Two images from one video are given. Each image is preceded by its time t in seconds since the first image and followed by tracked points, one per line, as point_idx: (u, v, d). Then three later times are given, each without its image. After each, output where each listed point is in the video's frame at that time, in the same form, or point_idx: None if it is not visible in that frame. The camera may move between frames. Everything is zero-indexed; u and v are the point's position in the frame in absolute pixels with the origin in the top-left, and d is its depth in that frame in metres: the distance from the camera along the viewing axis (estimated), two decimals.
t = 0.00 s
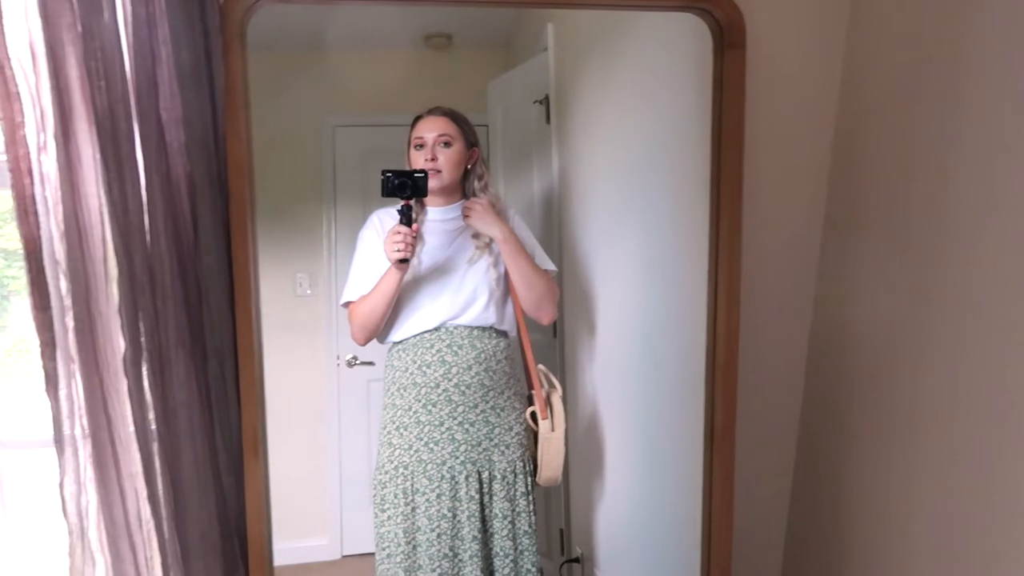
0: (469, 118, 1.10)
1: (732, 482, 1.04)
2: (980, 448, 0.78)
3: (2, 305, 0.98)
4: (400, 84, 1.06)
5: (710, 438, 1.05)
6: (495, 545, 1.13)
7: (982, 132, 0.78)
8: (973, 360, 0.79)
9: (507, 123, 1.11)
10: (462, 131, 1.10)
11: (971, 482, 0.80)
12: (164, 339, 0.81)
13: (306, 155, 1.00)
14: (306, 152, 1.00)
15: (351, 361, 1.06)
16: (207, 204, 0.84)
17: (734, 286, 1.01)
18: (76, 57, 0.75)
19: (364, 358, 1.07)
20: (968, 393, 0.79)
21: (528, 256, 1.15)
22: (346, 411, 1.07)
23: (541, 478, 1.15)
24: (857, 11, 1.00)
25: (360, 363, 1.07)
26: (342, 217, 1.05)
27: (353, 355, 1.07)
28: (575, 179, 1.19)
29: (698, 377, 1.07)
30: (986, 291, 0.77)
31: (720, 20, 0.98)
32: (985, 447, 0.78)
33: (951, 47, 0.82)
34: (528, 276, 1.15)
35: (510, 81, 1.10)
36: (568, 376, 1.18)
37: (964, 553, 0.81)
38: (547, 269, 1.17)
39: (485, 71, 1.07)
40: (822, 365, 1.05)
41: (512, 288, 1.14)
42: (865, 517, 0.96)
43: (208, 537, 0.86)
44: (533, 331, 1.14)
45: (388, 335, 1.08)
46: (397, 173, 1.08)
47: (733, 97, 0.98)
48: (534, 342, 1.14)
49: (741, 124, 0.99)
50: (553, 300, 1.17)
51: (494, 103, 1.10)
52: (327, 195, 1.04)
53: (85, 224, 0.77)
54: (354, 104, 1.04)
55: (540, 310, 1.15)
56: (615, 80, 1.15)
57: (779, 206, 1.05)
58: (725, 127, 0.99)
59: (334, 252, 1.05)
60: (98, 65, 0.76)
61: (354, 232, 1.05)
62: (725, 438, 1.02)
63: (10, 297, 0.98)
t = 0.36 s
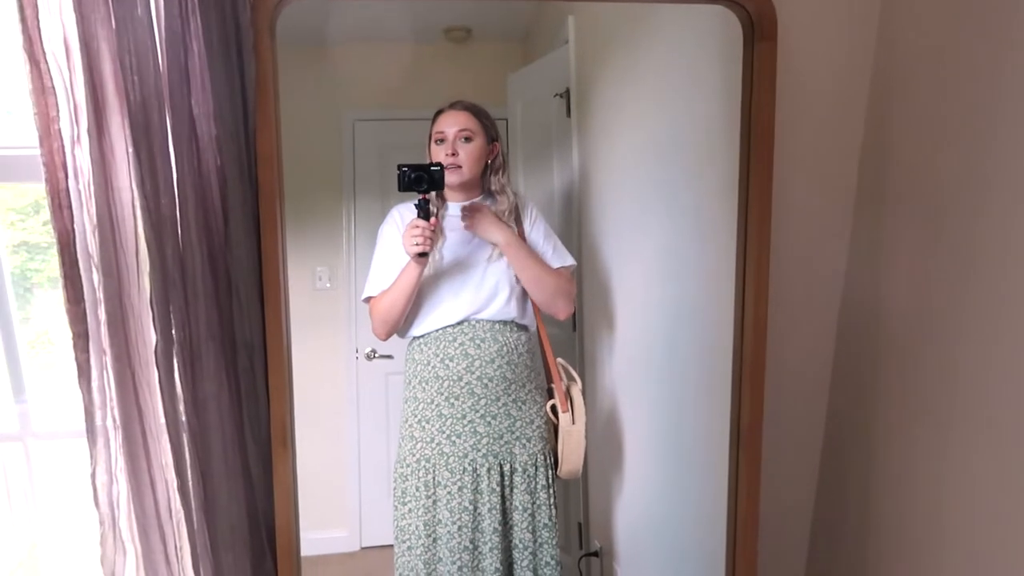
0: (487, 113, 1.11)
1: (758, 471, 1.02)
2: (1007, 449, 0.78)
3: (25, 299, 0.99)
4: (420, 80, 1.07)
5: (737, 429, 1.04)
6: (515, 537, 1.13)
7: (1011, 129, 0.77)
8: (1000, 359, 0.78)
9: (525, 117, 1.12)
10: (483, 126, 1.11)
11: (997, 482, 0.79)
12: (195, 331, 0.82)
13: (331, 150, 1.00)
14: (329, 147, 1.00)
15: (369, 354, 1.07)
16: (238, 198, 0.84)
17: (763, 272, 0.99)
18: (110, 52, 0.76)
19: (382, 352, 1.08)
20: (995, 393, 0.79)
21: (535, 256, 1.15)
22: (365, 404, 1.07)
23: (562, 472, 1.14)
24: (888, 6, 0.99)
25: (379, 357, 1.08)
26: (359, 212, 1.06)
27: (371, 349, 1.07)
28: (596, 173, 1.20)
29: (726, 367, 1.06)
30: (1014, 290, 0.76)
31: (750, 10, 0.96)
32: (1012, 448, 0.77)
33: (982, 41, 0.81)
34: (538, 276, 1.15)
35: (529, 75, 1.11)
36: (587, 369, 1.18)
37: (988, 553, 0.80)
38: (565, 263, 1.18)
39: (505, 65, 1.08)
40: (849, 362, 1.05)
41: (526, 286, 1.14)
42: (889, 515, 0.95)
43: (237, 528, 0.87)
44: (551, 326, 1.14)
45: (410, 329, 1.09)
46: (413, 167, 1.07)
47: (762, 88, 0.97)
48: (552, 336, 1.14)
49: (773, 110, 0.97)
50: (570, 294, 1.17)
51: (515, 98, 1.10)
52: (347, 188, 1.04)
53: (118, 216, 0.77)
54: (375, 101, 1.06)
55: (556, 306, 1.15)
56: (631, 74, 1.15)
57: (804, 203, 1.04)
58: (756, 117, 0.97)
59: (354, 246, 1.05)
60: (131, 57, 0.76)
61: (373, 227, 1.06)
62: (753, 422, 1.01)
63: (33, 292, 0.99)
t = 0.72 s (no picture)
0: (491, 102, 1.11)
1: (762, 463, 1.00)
2: (1008, 439, 0.77)
3: (28, 289, 0.99)
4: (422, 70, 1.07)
5: (740, 417, 1.02)
6: (517, 524, 1.13)
7: (1017, 118, 0.76)
8: (1002, 350, 0.78)
9: (528, 106, 1.14)
10: (481, 113, 1.11)
11: (998, 473, 0.79)
12: (195, 316, 0.82)
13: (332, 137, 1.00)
14: (330, 136, 1.00)
15: (372, 343, 1.07)
16: (239, 186, 0.85)
17: (767, 258, 0.98)
18: (110, 35, 0.75)
19: (384, 341, 1.08)
20: (997, 384, 0.78)
21: (555, 240, 1.18)
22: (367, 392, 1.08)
23: (564, 460, 1.14)
24: None
25: (381, 346, 1.08)
26: (362, 202, 1.06)
27: (374, 338, 1.07)
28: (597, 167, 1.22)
29: (727, 354, 1.05)
30: (1018, 280, 0.76)
31: None
32: (1014, 438, 0.77)
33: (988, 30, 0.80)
34: (554, 259, 1.17)
35: (533, 63, 1.13)
36: (590, 359, 1.23)
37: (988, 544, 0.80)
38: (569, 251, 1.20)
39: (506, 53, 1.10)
40: (852, 352, 1.04)
41: (533, 272, 1.15)
42: (891, 504, 0.95)
43: (239, 514, 0.88)
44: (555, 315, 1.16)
45: (412, 318, 1.09)
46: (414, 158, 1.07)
47: (768, 73, 0.95)
48: (556, 324, 1.16)
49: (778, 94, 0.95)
50: (576, 282, 1.20)
51: (517, 86, 1.12)
52: (349, 176, 1.05)
53: (119, 202, 0.77)
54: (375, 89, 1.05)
55: (562, 294, 1.17)
56: (634, 69, 1.18)
57: (807, 192, 1.04)
58: (759, 102, 0.96)
59: (357, 237, 1.05)
60: (132, 42, 0.76)
61: (374, 217, 1.07)
62: (756, 410, 0.99)
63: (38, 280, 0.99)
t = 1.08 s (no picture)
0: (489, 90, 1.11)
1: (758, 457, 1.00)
2: (1002, 428, 0.78)
3: (28, 275, 0.99)
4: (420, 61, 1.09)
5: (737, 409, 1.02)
6: (518, 510, 1.14)
7: (1016, 107, 0.76)
8: (998, 339, 0.78)
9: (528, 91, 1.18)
10: (481, 101, 1.10)
11: (993, 461, 0.79)
12: (195, 306, 0.83)
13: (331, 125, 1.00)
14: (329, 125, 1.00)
15: (372, 329, 1.12)
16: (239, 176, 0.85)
17: (764, 248, 0.97)
18: (107, 25, 0.75)
19: (384, 328, 1.12)
20: (992, 373, 0.79)
21: (560, 227, 1.18)
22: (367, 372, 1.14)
23: (563, 448, 1.15)
24: None
25: (381, 332, 1.13)
26: (361, 188, 1.10)
27: (374, 325, 1.12)
28: (595, 153, 1.27)
29: (727, 344, 1.05)
30: (1015, 270, 0.76)
31: None
32: (1008, 427, 0.77)
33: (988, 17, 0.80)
34: (560, 246, 1.17)
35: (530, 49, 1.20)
36: (588, 341, 1.28)
37: (981, 529, 0.81)
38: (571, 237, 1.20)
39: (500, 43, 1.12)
40: (847, 338, 1.04)
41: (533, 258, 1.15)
42: (886, 491, 0.96)
43: (240, 501, 0.89)
44: (554, 301, 1.18)
45: (412, 305, 1.09)
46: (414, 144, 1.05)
47: (765, 61, 0.94)
48: (555, 310, 1.17)
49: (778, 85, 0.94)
50: (578, 269, 1.21)
51: (516, 72, 1.17)
52: (348, 163, 1.08)
53: (118, 193, 0.77)
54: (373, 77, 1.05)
55: (568, 281, 1.19)
56: (635, 58, 1.19)
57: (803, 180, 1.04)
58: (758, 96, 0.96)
59: (355, 221, 1.08)
60: (129, 32, 0.76)
61: (374, 206, 1.08)
62: (752, 405, 0.99)
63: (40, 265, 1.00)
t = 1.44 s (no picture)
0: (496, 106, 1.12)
1: (762, 473, 1.02)
2: (1007, 442, 0.78)
3: (38, 290, 1.01)
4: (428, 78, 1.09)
5: (738, 424, 1.04)
6: (523, 527, 1.13)
7: (1017, 121, 0.76)
8: (1001, 353, 0.78)
9: (535, 106, 1.15)
10: (489, 117, 1.13)
11: (998, 478, 0.79)
12: (201, 325, 0.83)
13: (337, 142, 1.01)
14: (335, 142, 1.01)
15: (380, 344, 1.10)
16: (243, 195, 0.86)
17: (765, 268, 0.99)
18: (115, 50, 0.76)
19: (393, 342, 1.11)
20: (995, 389, 0.79)
21: (568, 240, 1.19)
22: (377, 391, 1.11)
23: (571, 462, 1.14)
24: None
25: (389, 347, 1.11)
26: (370, 203, 1.08)
27: (382, 340, 1.10)
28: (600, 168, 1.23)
29: (728, 360, 1.06)
30: (1017, 285, 0.76)
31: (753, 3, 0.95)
32: (1012, 442, 0.77)
33: (988, 32, 0.80)
34: (569, 258, 1.18)
35: (540, 64, 1.13)
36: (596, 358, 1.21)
37: (988, 545, 0.81)
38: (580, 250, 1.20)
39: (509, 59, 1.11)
40: (852, 352, 1.04)
41: (539, 274, 1.16)
42: (892, 507, 0.95)
43: (244, 515, 0.89)
44: (561, 315, 1.16)
45: (418, 321, 1.10)
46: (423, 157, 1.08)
47: (765, 82, 0.96)
48: (562, 325, 1.15)
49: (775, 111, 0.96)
50: (584, 284, 1.20)
51: (523, 88, 1.13)
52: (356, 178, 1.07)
53: (125, 214, 0.78)
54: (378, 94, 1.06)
55: (578, 291, 1.19)
56: (645, 71, 1.16)
57: (806, 195, 1.04)
58: (758, 119, 0.97)
59: (364, 237, 1.07)
60: (136, 57, 0.77)
61: (382, 220, 1.08)
62: (755, 427, 1.01)
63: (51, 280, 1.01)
